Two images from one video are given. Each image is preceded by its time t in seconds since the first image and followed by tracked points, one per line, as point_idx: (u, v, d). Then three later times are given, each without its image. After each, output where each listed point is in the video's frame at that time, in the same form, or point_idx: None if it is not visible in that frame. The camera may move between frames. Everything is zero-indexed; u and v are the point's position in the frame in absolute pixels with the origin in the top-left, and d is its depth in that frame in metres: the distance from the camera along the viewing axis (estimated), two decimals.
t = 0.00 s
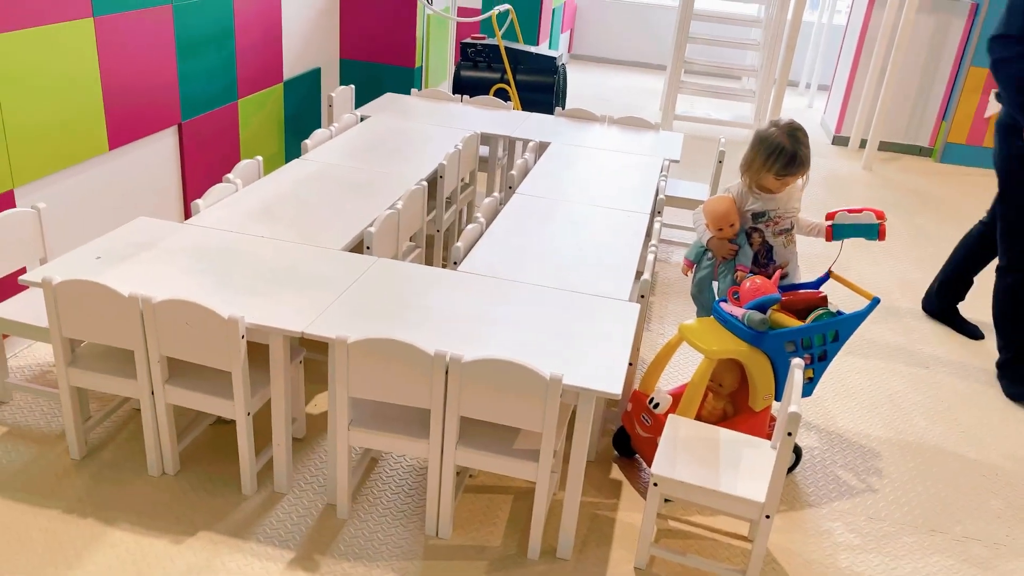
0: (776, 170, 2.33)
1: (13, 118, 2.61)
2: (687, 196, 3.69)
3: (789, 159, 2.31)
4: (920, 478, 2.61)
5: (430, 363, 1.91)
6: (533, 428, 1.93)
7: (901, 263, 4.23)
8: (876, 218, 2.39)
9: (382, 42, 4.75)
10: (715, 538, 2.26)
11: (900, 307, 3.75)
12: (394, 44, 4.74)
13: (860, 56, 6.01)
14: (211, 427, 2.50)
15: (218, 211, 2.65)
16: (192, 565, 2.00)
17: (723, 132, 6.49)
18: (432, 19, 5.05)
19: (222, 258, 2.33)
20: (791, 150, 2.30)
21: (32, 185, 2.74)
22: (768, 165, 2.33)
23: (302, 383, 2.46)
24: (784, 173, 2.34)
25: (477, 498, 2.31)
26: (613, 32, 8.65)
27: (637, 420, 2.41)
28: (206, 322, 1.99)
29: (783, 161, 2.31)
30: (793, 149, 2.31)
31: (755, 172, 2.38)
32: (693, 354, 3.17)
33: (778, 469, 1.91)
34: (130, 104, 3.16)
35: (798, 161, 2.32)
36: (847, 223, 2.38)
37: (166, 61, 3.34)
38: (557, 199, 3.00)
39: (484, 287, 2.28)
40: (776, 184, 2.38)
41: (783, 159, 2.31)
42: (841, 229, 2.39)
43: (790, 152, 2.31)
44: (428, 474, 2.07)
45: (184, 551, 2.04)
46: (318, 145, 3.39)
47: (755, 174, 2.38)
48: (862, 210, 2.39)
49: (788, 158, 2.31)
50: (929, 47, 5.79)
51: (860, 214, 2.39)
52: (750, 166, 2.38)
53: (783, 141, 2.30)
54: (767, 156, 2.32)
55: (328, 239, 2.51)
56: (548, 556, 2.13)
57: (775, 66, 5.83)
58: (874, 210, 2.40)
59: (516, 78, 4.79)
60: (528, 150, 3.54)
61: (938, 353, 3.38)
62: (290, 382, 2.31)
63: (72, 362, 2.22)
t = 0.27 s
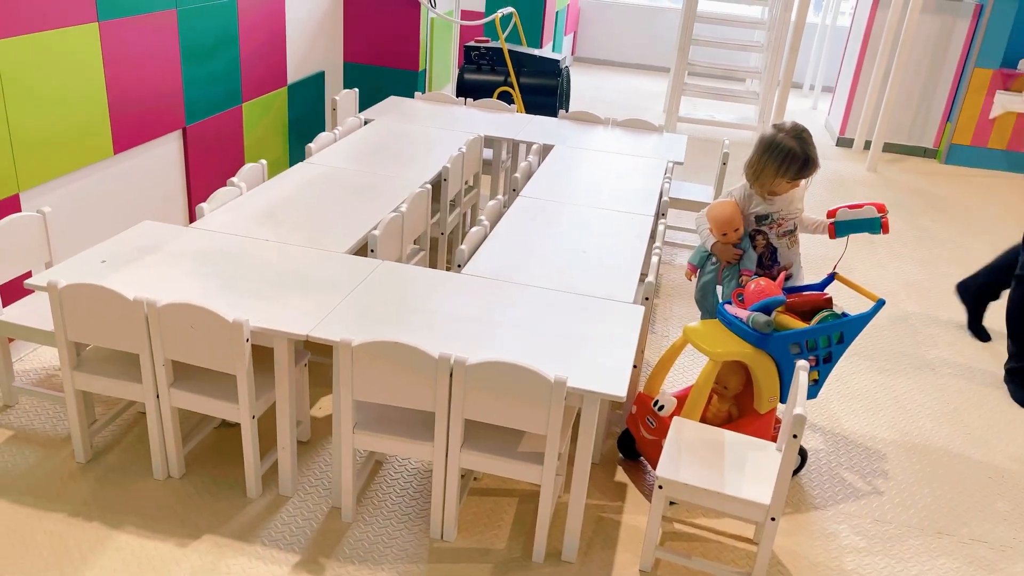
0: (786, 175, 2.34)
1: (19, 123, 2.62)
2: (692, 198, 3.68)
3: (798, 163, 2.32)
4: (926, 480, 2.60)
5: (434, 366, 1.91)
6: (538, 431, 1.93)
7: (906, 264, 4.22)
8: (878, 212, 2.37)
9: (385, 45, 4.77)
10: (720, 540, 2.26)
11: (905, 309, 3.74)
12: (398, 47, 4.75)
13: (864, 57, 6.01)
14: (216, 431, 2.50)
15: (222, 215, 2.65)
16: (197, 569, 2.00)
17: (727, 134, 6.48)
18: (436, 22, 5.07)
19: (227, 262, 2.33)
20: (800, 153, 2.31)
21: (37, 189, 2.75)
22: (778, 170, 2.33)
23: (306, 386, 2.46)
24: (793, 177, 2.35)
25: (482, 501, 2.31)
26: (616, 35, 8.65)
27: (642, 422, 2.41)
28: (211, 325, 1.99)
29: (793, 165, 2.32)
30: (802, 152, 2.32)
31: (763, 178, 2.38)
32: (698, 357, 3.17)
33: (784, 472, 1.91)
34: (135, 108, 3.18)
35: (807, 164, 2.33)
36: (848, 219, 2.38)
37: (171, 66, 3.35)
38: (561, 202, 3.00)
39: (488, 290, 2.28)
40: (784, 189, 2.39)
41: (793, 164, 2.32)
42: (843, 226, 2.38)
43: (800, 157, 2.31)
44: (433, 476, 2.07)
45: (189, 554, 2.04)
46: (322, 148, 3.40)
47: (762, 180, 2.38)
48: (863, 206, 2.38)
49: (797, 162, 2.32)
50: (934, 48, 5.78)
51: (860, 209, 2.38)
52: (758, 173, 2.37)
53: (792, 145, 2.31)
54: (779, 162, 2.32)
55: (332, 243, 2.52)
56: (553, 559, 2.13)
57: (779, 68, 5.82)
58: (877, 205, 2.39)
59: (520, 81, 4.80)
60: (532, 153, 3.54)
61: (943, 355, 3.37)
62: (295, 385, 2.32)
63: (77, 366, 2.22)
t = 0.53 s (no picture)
0: (790, 174, 2.33)
1: (21, 125, 2.62)
2: (694, 199, 3.68)
3: (801, 161, 2.31)
4: (929, 481, 2.60)
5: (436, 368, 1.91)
6: (539, 432, 1.93)
7: (908, 264, 4.21)
8: (872, 232, 2.36)
9: (387, 46, 4.77)
10: (722, 541, 2.26)
11: (907, 309, 3.73)
12: (399, 49, 4.75)
13: (865, 58, 6.00)
14: (218, 432, 2.50)
15: (224, 217, 2.65)
16: (198, 571, 2.00)
17: (729, 135, 6.48)
18: (437, 23, 5.07)
19: (228, 264, 2.34)
20: (803, 151, 2.31)
21: (39, 191, 2.75)
22: (781, 169, 2.32)
23: (308, 387, 2.47)
24: (797, 175, 2.34)
25: (484, 502, 2.31)
26: (617, 36, 8.65)
27: (644, 423, 2.41)
28: (213, 327, 2.00)
29: (796, 163, 2.31)
30: (805, 150, 2.31)
31: (766, 178, 2.37)
32: (700, 357, 3.17)
33: (786, 473, 1.90)
34: (137, 110, 3.18)
35: (810, 162, 2.33)
36: (841, 235, 2.36)
37: (172, 68, 3.35)
38: (562, 203, 3.00)
39: (489, 292, 2.28)
40: (787, 188, 2.39)
41: (796, 162, 2.31)
42: (836, 241, 2.37)
43: (803, 154, 2.31)
44: (435, 478, 2.07)
45: (191, 556, 2.04)
46: (324, 150, 3.40)
47: (765, 180, 2.37)
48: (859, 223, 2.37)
49: (800, 160, 2.31)
50: (935, 48, 5.78)
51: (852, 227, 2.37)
52: (760, 173, 2.36)
53: (794, 143, 2.30)
54: (782, 163, 2.31)
55: (334, 244, 2.52)
56: (555, 560, 2.12)
57: (780, 68, 5.82)
58: (872, 225, 2.37)
59: (521, 82, 4.80)
60: (533, 154, 3.54)
61: (945, 355, 3.36)
62: (297, 387, 2.32)
63: (79, 368, 2.22)
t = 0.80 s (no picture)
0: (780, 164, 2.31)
1: (19, 126, 2.62)
2: (692, 200, 3.68)
3: (790, 151, 2.30)
4: (927, 481, 2.60)
5: (435, 368, 1.91)
6: (538, 433, 1.93)
7: (906, 265, 4.22)
8: (840, 284, 2.22)
9: (385, 47, 4.77)
10: (721, 542, 2.26)
11: (905, 310, 3.74)
12: (397, 49, 4.75)
13: (863, 58, 6.01)
14: (217, 433, 2.50)
15: (222, 218, 2.65)
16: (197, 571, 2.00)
17: (727, 135, 6.48)
18: (435, 24, 5.07)
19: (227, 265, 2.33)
20: (792, 141, 2.29)
21: (37, 192, 2.75)
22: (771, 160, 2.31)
23: (307, 388, 2.47)
24: (788, 167, 2.32)
25: (483, 503, 2.31)
26: (616, 36, 8.65)
27: (643, 423, 2.41)
28: (211, 328, 1.99)
29: (785, 154, 2.30)
30: (794, 140, 2.30)
31: (756, 171, 2.37)
32: (698, 358, 3.17)
33: (785, 473, 1.90)
34: (135, 110, 3.18)
35: (801, 152, 2.31)
36: (811, 285, 2.26)
37: (170, 68, 3.35)
38: (561, 203, 3.00)
39: (488, 292, 2.28)
40: (781, 182, 2.35)
41: (786, 152, 2.29)
42: (807, 289, 2.28)
43: (792, 144, 2.29)
44: (433, 478, 2.07)
45: (190, 557, 2.04)
46: (322, 150, 3.40)
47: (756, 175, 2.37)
48: (829, 274, 2.23)
49: (790, 150, 2.29)
50: (933, 49, 5.79)
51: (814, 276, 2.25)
52: (750, 166, 2.37)
53: (783, 133, 2.29)
54: (769, 157, 2.31)
55: (332, 245, 2.52)
56: (554, 561, 2.12)
57: (779, 68, 5.82)
58: (841, 276, 2.22)
59: (519, 83, 4.80)
60: (532, 154, 3.54)
61: (943, 355, 3.37)
62: (295, 388, 2.31)
63: (77, 369, 2.22)
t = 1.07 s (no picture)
0: (770, 167, 2.30)
1: (14, 126, 2.61)
2: (688, 199, 3.68)
3: (782, 154, 2.29)
4: (924, 480, 2.60)
5: (431, 368, 1.91)
6: (535, 433, 1.93)
7: (902, 264, 4.23)
8: (812, 290, 2.19)
9: (381, 46, 4.76)
10: (718, 541, 2.26)
11: (901, 309, 3.74)
12: (394, 50, 4.75)
13: (859, 58, 6.02)
14: (213, 434, 2.49)
15: (219, 218, 2.65)
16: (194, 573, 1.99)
17: (723, 135, 6.49)
18: (431, 24, 5.06)
19: (223, 265, 2.33)
20: (784, 145, 2.28)
21: (33, 193, 2.75)
22: (761, 162, 2.31)
23: (303, 389, 2.46)
24: (779, 170, 2.31)
25: (480, 504, 2.31)
26: (612, 37, 8.66)
27: (639, 423, 2.41)
28: (207, 329, 1.99)
29: (776, 156, 2.29)
30: (787, 143, 2.28)
31: (746, 170, 2.37)
32: (695, 357, 3.17)
33: (781, 473, 1.90)
34: (130, 110, 3.17)
35: (793, 156, 2.29)
36: (786, 285, 2.26)
37: (166, 69, 3.34)
38: (558, 203, 3.00)
39: (485, 292, 2.28)
40: (773, 185, 2.35)
41: (776, 155, 2.29)
42: (783, 289, 2.27)
43: (784, 148, 2.28)
44: (430, 479, 2.07)
45: (186, 559, 2.03)
46: (318, 151, 3.40)
47: (748, 175, 2.37)
48: (806, 275, 2.21)
49: (781, 153, 2.28)
50: (928, 49, 5.80)
51: (790, 278, 2.24)
52: (742, 164, 2.38)
53: (775, 136, 2.29)
54: (759, 157, 2.31)
55: (328, 245, 2.51)
56: (551, 561, 2.12)
57: (774, 68, 5.83)
58: (815, 282, 2.19)
59: (515, 83, 4.80)
60: (528, 154, 3.54)
61: (939, 355, 3.38)
62: (292, 389, 2.31)
63: (73, 370, 2.22)
